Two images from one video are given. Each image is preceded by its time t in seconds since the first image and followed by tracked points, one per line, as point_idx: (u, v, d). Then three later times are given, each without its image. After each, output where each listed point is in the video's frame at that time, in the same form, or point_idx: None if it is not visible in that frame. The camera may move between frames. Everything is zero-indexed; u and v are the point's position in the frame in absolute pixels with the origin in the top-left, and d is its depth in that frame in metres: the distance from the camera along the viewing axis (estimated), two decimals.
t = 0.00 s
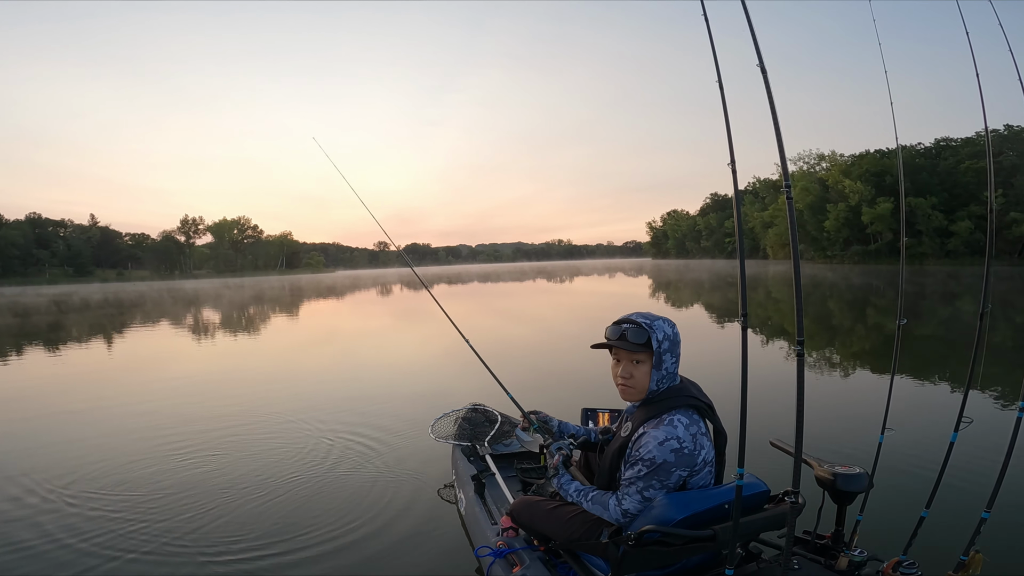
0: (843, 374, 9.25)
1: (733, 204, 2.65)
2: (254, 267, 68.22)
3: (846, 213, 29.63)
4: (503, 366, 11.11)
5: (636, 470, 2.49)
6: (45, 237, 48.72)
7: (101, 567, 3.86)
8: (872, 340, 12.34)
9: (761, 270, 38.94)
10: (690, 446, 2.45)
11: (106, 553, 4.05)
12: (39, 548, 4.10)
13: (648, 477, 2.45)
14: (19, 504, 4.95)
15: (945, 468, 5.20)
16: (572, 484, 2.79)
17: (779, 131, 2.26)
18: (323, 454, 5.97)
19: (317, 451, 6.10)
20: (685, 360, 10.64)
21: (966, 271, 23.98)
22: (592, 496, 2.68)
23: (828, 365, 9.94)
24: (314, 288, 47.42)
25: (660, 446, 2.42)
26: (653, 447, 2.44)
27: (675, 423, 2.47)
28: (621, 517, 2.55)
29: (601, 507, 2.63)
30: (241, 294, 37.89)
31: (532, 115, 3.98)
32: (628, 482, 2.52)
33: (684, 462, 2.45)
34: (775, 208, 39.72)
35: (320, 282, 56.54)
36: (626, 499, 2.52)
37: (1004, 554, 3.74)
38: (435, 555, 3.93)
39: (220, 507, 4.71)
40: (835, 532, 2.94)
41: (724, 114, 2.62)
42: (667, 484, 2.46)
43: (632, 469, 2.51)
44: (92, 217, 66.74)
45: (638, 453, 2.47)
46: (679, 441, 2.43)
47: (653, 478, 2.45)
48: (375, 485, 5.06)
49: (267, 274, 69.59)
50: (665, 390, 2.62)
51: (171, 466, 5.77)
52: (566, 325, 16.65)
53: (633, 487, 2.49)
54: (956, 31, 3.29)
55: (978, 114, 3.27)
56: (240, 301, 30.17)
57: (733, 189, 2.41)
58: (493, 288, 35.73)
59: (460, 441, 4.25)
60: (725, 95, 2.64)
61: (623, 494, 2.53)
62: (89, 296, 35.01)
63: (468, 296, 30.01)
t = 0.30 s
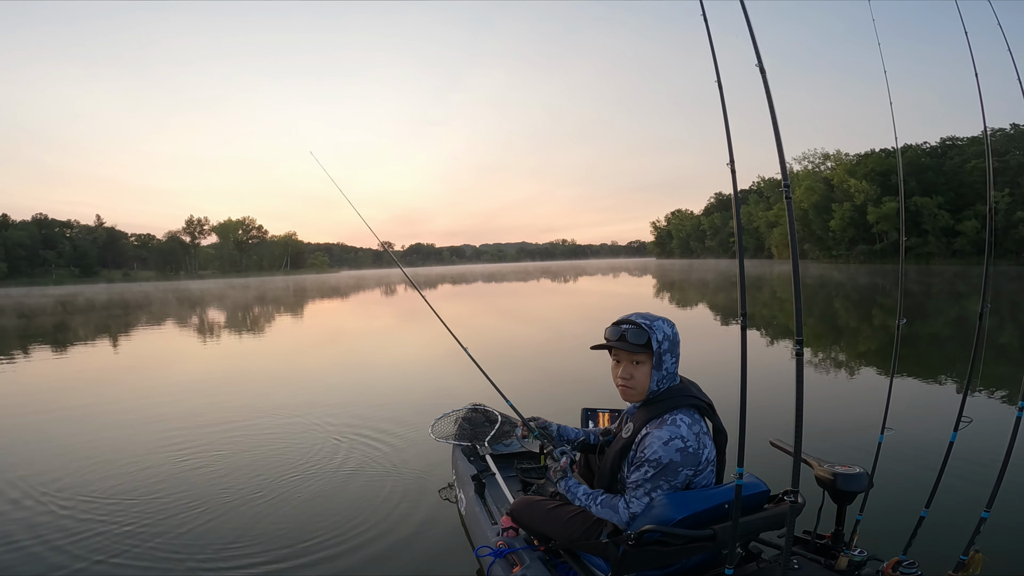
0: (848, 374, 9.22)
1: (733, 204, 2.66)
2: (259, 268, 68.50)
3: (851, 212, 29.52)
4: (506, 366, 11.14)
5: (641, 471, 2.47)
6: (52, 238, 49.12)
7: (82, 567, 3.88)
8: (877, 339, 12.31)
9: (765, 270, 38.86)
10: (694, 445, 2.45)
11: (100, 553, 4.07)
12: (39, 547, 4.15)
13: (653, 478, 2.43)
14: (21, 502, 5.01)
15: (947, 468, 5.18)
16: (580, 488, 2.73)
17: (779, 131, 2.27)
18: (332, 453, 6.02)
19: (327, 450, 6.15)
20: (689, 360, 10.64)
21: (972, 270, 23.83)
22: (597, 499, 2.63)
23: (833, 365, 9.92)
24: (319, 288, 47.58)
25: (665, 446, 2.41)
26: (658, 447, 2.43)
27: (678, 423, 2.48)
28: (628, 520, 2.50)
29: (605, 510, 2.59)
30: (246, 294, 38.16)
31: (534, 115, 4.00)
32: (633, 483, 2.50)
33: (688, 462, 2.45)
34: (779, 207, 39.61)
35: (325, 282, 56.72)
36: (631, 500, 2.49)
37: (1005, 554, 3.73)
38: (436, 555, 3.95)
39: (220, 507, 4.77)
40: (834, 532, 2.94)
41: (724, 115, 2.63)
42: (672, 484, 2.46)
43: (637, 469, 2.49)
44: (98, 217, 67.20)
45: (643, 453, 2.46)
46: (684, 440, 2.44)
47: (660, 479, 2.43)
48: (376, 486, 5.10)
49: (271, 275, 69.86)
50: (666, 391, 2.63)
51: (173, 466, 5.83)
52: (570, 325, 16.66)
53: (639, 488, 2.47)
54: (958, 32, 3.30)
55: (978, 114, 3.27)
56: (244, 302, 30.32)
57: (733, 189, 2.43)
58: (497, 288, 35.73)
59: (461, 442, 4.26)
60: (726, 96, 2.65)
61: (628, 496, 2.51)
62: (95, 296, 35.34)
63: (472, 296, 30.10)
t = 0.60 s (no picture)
0: (852, 375, 9.18)
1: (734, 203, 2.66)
2: (264, 268, 68.70)
3: (858, 212, 29.37)
4: (509, 366, 11.15)
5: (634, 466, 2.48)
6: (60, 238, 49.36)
7: (70, 566, 3.89)
8: (883, 340, 12.25)
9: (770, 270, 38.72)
10: (692, 446, 2.45)
11: (91, 552, 4.10)
12: (38, 546, 4.19)
13: (645, 473, 2.45)
14: (24, 500, 5.06)
15: (951, 468, 5.16)
16: (573, 465, 2.82)
17: (779, 129, 2.27)
18: (342, 452, 6.07)
19: (336, 449, 6.21)
20: (693, 360, 10.62)
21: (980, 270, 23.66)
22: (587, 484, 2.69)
23: (838, 365, 9.88)
24: (324, 288, 47.69)
25: (662, 444, 2.41)
26: (655, 445, 2.43)
27: (678, 423, 2.47)
28: (608, 506, 2.57)
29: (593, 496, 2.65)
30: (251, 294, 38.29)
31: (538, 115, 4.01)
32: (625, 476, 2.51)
33: (684, 461, 2.45)
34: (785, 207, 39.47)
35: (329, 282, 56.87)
36: (620, 491, 2.52)
37: (1007, 554, 3.71)
38: (438, 555, 3.96)
39: (222, 506, 4.82)
40: (835, 532, 2.93)
41: (724, 115, 2.64)
42: (665, 482, 2.46)
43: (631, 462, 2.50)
44: (105, 217, 67.60)
45: (639, 449, 2.46)
46: (683, 440, 2.43)
47: (650, 474, 2.44)
48: (377, 485, 5.14)
49: (277, 275, 70.08)
50: (667, 390, 2.63)
51: (176, 464, 5.90)
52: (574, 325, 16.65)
53: (627, 479, 2.49)
54: (961, 31, 3.29)
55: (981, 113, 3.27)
56: (249, 302, 30.39)
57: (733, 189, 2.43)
58: (501, 288, 35.72)
59: (461, 442, 4.27)
60: (726, 94, 2.65)
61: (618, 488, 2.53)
62: (101, 296, 35.50)
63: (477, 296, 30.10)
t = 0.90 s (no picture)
0: (855, 378, 9.17)
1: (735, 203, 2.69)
2: (268, 267, 68.91)
3: (863, 216, 29.28)
4: (512, 366, 11.19)
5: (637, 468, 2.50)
6: (65, 236, 49.60)
7: (16, 567, 3.86)
8: (887, 344, 12.22)
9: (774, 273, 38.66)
10: (692, 448, 2.46)
11: (58, 550, 4.09)
12: (27, 544, 4.20)
13: (648, 475, 2.46)
14: (22, 496, 5.09)
15: (952, 471, 5.16)
16: (585, 470, 2.81)
17: (779, 130, 2.29)
18: (348, 451, 6.13)
19: (342, 448, 6.27)
20: (695, 362, 10.62)
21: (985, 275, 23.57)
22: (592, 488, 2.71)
23: (842, 369, 9.87)
24: (328, 288, 47.85)
25: (662, 446, 2.43)
26: (655, 447, 2.45)
27: (677, 425, 2.48)
28: (616, 512, 2.57)
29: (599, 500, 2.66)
30: (254, 293, 38.36)
31: (541, 117, 4.03)
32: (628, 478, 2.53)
33: (686, 462, 2.47)
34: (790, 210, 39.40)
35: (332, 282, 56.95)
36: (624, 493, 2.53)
37: (1007, 555, 3.71)
38: (438, 556, 3.98)
39: (223, 505, 4.87)
40: (834, 532, 2.94)
41: (725, 116, 2.66)
42: (667, 484, 2.47)
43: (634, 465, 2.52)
44: (110, 216, 67.96)
45: (640, 452, 2.47)
46: (682, 441, 2.45)
47: (653, 477, 2.46)
48: (376, 485, 5.18)
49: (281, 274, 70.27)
50: (666, 391, 2.64)
51: (176, 462, 5.95)
52: (576, 326, 16.66)
53: (632, 484, 2.50)
54: (962, 34, 3.31)
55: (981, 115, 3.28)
56: (252, 301, 30.46)
57: (735, 190, 2.45)
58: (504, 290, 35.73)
59: (460, 441, 4.32)
60: (728, 96, 2.68)
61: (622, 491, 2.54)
62: (105, 295, 35.69)
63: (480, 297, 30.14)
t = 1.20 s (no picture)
0: (862, 377, 9.11)
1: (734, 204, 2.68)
2: (273, 267, 69.17)
3: (869, 213, 29.10)
4: (515, 366, 11.20)
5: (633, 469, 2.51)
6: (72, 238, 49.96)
7: (17, 570, 3.89)
8: (894, 342, 12.13)
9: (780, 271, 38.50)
10: (689, 448, 2.46)
11: (48, 552, 4.14)
12: (22, 546, 4.24)
13: (645, 478, 2.46)
14: (22, 498, 5.15)
15: (956, 470, 5.13)
16: (584, 470, 2.81)
17: (778, 132, 2.27)
18: (352, 451, 6.17)
19: (347, 447, 6.32)
20: (699, 362, 10.60)
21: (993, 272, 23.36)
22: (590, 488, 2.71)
23: (848, 368, 9.81)
24: (333, 288, 48.07)
25: (659, 447, 2.43)
26: (651, 449, 2.45)
27: (671, 427, 2.47)
28: (613, 513, 2.57)
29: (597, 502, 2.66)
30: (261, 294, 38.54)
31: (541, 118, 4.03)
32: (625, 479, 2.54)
33: (683, 464, 2.46)
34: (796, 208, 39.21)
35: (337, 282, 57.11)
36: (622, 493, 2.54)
37: (1010, 555, 3.69)
38: (440, 556, 4.00)
39: (221, 506, 4.91)
40: (835, 532, 2.92)
41: (723, 116, 2.65)
42: (664, 485, 2.47)
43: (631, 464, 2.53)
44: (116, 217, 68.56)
45: (636, 454, 2.48)
46: (679, 443, 2.44)
47: (650, 478, 2.46)
48: (372, 486, 5.21)
49: (286, 274, 70.52)
50: (663, 392, 2.64)
51: (177, 464, 6.01)
52: (580, 325, 16.65)
53: (628, 485, 2.50)
54: (961, 33, 3.30)
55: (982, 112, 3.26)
56: (258, 302, 30.58)
57: (731, 191, 2.44)
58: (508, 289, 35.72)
59: (460, 441, 4.32)
60: (725, 96, 2.67)
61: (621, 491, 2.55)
62: (112, 296, 35.94)
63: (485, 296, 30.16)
